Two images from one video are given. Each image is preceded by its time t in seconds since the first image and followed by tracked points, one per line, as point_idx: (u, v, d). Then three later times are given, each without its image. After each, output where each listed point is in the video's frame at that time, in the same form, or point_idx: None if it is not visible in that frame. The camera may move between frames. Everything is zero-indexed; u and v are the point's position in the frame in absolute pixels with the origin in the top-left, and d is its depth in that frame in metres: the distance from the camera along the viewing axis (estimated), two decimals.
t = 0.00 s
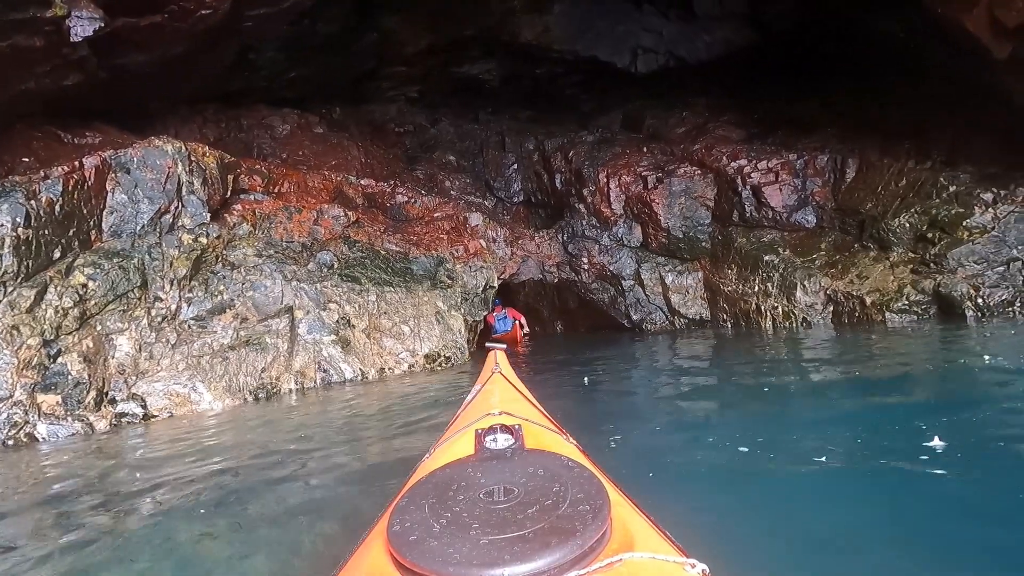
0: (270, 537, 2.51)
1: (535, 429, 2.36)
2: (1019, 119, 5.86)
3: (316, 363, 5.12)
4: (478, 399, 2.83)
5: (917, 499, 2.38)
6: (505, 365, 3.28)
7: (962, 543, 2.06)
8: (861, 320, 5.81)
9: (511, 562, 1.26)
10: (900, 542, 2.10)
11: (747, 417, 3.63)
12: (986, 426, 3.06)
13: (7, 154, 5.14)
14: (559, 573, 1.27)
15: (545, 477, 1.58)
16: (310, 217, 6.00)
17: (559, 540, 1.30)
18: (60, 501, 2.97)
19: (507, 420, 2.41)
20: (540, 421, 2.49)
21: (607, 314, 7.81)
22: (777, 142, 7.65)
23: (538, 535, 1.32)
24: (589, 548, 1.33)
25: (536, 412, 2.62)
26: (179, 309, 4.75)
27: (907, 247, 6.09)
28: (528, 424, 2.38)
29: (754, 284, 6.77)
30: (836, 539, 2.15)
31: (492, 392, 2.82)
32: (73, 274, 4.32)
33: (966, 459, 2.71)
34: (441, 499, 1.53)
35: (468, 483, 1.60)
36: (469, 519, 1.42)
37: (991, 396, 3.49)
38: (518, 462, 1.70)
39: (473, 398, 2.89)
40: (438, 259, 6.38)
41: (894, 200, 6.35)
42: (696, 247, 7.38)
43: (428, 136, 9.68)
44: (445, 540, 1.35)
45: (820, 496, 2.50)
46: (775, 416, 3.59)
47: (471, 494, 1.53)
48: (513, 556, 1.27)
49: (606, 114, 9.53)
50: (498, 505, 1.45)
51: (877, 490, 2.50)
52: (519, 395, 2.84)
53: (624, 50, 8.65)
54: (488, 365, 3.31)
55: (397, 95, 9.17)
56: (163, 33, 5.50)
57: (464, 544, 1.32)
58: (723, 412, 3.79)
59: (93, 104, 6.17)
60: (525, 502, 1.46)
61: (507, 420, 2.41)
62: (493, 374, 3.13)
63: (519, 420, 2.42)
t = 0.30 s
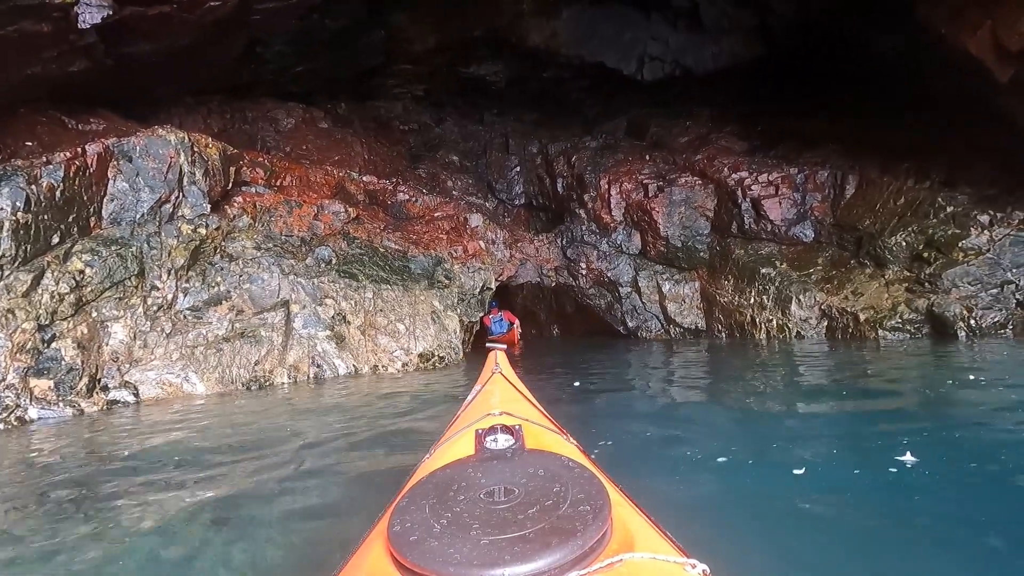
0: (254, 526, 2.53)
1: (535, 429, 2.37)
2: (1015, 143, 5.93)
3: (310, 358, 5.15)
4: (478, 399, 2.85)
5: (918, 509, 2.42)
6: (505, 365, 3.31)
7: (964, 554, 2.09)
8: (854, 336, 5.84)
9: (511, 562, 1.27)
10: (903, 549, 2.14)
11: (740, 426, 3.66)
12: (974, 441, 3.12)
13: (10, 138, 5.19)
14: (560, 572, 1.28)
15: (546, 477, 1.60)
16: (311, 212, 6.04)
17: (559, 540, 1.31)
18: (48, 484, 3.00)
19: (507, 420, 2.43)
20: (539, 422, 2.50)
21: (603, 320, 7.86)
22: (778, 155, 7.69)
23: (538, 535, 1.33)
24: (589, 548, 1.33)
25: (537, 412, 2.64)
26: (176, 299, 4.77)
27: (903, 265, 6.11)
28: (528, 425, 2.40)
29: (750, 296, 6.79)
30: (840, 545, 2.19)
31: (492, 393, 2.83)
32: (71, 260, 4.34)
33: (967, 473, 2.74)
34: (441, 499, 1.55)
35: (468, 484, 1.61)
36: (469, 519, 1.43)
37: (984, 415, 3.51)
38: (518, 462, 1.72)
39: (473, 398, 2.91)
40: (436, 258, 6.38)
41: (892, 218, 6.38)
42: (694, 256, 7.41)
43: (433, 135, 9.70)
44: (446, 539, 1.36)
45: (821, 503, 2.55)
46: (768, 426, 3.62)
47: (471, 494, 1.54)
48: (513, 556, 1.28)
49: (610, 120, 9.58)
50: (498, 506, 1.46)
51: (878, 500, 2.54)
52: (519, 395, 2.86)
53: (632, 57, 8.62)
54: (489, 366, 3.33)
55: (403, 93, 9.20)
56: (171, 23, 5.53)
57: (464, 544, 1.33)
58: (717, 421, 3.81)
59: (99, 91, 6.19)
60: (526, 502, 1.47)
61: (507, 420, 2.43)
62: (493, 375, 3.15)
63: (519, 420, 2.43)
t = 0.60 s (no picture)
0: (238, 529, 2.54)
1: (536, 429, 2.37)
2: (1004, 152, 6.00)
3: (302, 362, 5.13)
4: (478, 400, 2.85)
5: (919, 514, 2.44)
6: (505, 365, 3.30)
7: (962, 559, 2.11)
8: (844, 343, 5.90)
9: (511, 561, 1.27)
10: (903, 554, 2.16)
11: (735, 430, 3.68)
12: (963, 446, 3.17)
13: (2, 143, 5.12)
14: (560, 573, 1.28)
15: (546, 477, 1.60)
16: (305, 216, 5.96)
17: (559, 540, 1.32)
18: (34, 485, 3.02)
19: (507, 420, 2.43)
20: (540, 421, 2.51)
21: (596, 324, 7.92)
22: (772, 163, 7.73)
23: (538, 535, 1.34)
24: (589, 547, 1.34)
25: (537, 413, 2.64)
26: (167, 302, 4.79)
27: (892, 273, 6.17)
28: (528, 424, 2.40)
29: (742, 302, 6.83)
30: (840, 548, 2.22)
31: (492, 393, 2.84)
32: (61, 263, 4.35)
33: (968, 480, 2.75)
34: (442, 499, 1.55)
35: (468, 483, 1.62)
36: (469, 518, 1.44)
37: (975, 422, 3.51)
38: (518, 461, 1.72)
39: (473, 398, 2.91)
40: (430, 263, 6.37)
41: (882, 226, 6.42)
42: (688, 262, 7.44)
43: (429, 139, 9.70)
44: (445, 539, 1.37)
45: (823, 506, 2.57)
46: (762, 431, 3.64)
47: (471, 494, 1.55)
48: (513, 556, 1.29)
49: (604, 126, 9.51)
50: (498, 505, 1.47)
51: (878, 504, 2.56)
52: (519, 395, 2.86)
53: (628, 63, 8.69)
54: (489, 366, 3.33)
55: (400, 96, 9.22)
56: (167, 26, 5.53)
57: (464, 544, 1.34)
58: (711, 425, 3.82)
59: (94, 94, 6.20)
60: (526, 502, 1.48)
61: (507, 420, 2.43)
62: (492, 375, 3.14)
63: (519, 420, 2.43)
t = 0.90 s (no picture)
0: (228, 529, 2.56)
1: (536, 429, 2.38)
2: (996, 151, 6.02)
3: (295, 363, 5.15)
4: (478, 399, 2.85)
5: (917, 513, 2.43)
6: (505, 365, 3.30)
7: (957, 556, 2.11)
8: (836, 340, 5.94)
9: (512, 561, 1.28)
10: (899, 552, 2.16)
11: (731, 428, 3.69)
12: (956, 441, 3.19)
13: None
14: (560, 573, 1.29)
15: (546, 477, 1.60)
16: (298, 216, 5.94)
17: (559, 540, 1.32)
18: (25, 486, 3.03)
19: (507, 420, 2.44)
20: (540, 421, 2.51)
21: (591, 323, 7.97)
22: (765, 161, 7.74)
23: (539, 535, 1.34)
24: (589, 547, 1.35)
25: (538, 414, 2.64)
26: (159, 304, 4.78)
27: (885, 272, 6.19)
28: (528, 424, 2.40)
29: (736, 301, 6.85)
30: (837, 548, 2.21)
31: (492, 393, 2.84)
32: (52, 266, 4.35)
33: (967, 478, 2.73)
34: (442, 499, 1.56)
35: (468, 483, 1.62)
36: (469, 519, 1.44)
37: (968, 419, 3.52)
38: (519, 461, 1.73)
39: (474, 398, 2.92)
40: (424, 263, 6.35)
41: (875, 224, 6.44)
42: (682, 261, 7.46)
43: (424, 138, 9.70)
44: (446, 539, 1.37)
45: (821, 505, 2.56)
46: (758, 428, 3.65)
47: (471, 494, 1.55)
48: (513, 556, 1.29)
49: (599, 126, 9.55)
50: (498, 505, 1.47)
51: (875, 501, 2.56)
52: (519, 395, 2.86)
53: (622, 62, 8.69)
54: (489, 366, 3.33)
55: (395, 96, 9.20)
56: (158, 27, 5.51)
57: (465, 544, 1.35)
58: (707, 424, 3.83)
59: (86, 95, 6.19)
60: (526, 502, 1.48)
61: (508, 420, 2.43)
62: (493, 375, 3.14)
63: (520, 420, 2.43)
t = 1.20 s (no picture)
0: (223, 536, 2.56)
1: (536, 430, 2.38)
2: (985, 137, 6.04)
3: (291, 367, 5.14)
4: (478, 400, 2.86)
5: (918, 505, 2.40)
6: (505, 366, 3.30)
7: (957, 542, 2.12)
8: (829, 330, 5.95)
9: (511, 561, 1.28)
10: (900, 547, 2.12)
11: (727, 421, 3.69)
12: (952, 428, 3.21)
13: None
14: (560, 573, 1.30)
15: (546, 478, 1.61)
16: (291, 220, 6.01)
17: (559, 540, 1.33)
18: (20, 498, 3.02)
19: (507, 420, 2.44)
20: (540, 422, 2.51)
21: (588, 321, 7.87)
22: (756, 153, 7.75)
23: (538, 535, 1.35)
24: (589, 548, 1.35)
25: (539, 414, 2.64)
26: (152, 311, 4.76)
27: (876, 261, 6.24)
28: (528, 425, 2.41)
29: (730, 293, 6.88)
30: (836, 540, 2.19)
31: (492, 393, 2.84)
32: (43, 276, 4.33)
33: (968, 469, 2.71)
34: (441, 499, 1.57)
35: (468, 483, 1.63)
36: (469, 519, 1.45)
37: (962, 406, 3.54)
38: (519, 461, 1.73)
39: (473, 398, 2.92)
40: (418, 263, 6.43)
41: (865, 213, 6.51)
42: (676, 255, 7.47)
43: (416, 139, 9.69)
44: (445, 539, 1.38)
45: (820, 496, 2.55)
46: (754, 420, 3.66)
47: (471, 494, 1.56)
48: (513, 556, 1.30)
49: (590, 121, 9.61)
50: (498, 505, 1.48)
51: (873, 489, 2.57)
52: (519, 395, 2.86)
53: (611, 57, 8.65)
54: (489, 366, 3.34)
55: (386, 97, 9.17)
56: (144, 33, 5.48)
57: (465, 544, 1.35)
58: (704, 417, 3.83)
59: (74, 104, 6.17)
60: (525, 502, 1.49)
61: (507, 420, 2.44)
62: (492, 375, 3.15)
63: (520, 420, 2.43)
